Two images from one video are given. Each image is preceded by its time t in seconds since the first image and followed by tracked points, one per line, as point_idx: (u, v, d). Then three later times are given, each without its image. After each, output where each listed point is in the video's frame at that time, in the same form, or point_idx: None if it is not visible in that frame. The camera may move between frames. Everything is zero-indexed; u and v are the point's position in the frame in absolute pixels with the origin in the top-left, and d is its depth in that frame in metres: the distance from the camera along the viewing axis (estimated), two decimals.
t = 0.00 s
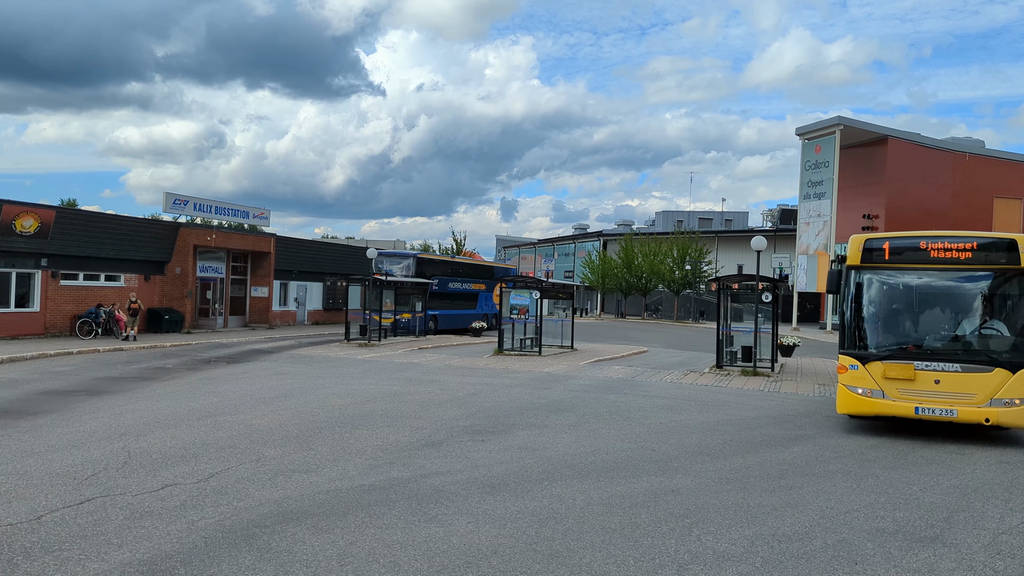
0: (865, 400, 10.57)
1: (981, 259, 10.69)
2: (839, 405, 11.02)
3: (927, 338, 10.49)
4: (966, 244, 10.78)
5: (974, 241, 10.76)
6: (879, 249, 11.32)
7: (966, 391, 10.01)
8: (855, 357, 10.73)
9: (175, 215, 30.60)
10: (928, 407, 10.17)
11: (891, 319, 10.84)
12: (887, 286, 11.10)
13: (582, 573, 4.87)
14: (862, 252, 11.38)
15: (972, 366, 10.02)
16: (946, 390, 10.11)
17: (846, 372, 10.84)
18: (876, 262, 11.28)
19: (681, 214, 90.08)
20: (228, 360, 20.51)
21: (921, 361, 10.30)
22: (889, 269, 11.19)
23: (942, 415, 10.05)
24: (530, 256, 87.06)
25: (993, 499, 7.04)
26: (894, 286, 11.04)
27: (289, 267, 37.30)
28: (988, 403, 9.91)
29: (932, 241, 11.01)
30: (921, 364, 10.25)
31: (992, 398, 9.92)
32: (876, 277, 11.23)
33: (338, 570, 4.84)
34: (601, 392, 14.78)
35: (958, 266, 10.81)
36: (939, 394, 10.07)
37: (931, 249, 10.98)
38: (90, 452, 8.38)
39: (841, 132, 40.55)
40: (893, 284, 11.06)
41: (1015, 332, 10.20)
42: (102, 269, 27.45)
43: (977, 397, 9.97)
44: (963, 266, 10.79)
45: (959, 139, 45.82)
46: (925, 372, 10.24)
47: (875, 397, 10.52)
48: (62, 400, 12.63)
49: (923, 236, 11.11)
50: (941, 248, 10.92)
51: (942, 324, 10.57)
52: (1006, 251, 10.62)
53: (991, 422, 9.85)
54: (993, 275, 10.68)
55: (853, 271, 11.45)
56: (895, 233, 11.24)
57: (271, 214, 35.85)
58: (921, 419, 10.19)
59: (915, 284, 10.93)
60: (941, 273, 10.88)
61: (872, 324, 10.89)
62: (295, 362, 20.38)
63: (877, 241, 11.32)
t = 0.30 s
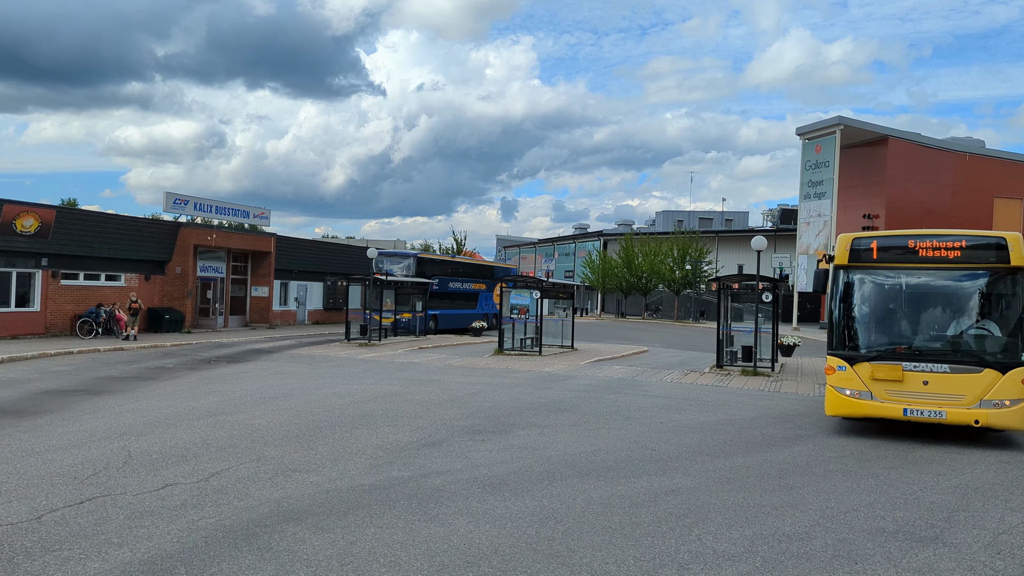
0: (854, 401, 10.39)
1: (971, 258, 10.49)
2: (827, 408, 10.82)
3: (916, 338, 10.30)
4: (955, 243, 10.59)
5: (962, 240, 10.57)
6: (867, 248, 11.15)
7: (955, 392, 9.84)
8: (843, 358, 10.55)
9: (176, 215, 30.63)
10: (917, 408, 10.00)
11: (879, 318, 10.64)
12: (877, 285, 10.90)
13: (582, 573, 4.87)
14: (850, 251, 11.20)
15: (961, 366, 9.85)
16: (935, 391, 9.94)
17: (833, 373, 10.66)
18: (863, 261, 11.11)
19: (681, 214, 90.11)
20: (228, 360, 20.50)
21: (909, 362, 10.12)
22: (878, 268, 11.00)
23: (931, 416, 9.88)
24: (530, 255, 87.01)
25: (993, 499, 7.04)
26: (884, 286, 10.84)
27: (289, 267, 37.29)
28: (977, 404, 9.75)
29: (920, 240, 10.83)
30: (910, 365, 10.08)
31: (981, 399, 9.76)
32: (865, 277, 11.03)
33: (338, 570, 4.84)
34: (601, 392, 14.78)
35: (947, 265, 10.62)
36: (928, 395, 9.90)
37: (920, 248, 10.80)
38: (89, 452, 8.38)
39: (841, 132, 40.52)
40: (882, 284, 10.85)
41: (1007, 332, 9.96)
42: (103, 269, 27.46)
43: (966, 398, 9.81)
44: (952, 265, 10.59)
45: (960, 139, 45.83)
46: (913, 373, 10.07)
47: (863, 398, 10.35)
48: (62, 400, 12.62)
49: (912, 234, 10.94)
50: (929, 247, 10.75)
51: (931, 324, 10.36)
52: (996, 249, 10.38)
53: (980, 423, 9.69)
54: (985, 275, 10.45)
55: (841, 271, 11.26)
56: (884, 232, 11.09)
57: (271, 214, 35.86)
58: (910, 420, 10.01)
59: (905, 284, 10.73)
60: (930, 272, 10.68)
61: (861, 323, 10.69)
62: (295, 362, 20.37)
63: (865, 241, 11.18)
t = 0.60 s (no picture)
0: (840, 403, 10.16)
1: (959, 256, 10.32)
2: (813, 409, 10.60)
3: (904, 339, 10.09)
4: (943, 242, 10.42)
5: (950, 238, 10.40)
6: (854, 246, 10.93)
7: (942, 393, 9.62)
8: (829, 359, 10.33)
9: (176, 215, 30.63)
10: (903, 409, 9.78)
11: (868, 319, 10.40)
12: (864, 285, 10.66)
13: (582, 573, 4.87)
14: (837, 249, 10.98)
15: (948, 366, 9.63)
16: (922, 392, 9.71)
17: (820, 374, 10.44)
18: (850, 260, 10.88)
19: (681, 214, 90.13)
20: (228, 360, 20.48)
21: (896, 362, 9.90)
22: (865, 268, 10.76)
23: (918, 418, 9.66)
24: (530, 255, 86.96)
25: (993, 499, 7.03)
26: (872, 286, 10.59)
27: (289, 267, 37.28)
28: (965, 405, 9.53)
29: (908, 238, 10.64)
30: (897, 365, 9.86)
31: (969, 400, 9.53)
32: (852, 276, 10.79)
33: (338, 570, 4.83)
34: (601, 392, 14.77)
35: (935, 264, 10.43)
36: (914, 396, 9.68)
37: (908, 247, 10.60)
38: (88, 452, 8.37)
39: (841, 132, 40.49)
40: (871, 284, 10.61)
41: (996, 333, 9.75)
42: (103, 269, 27.44)
43: (953, 400, 9.58)
44: (940, 264, 10.41)
45: (960, 139, 45.84)
46: (900, 374, 9.85)
47: (850, 399, 10.12)
48: (61, 400, 12.61)
49: (899, 234, 10.76)
50: (917, 245, 10.55)
51: (920, 325, 10.14)
52: (984, 248, 10.22)
53: (968, 424, 9.46)
54: (974, 274, 10.24)
55: (828, 270, 11.02)
56: (871, 231, 10.88)
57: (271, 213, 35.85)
58: (897, 422, 9.80)
59: (893, 284, 10.49)
60: (919, 272, 10.46)
61: (849, 324, 10.46)
62: (295, 362, 20.34)
63: (852, 239, 10.95)
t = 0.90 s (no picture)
0: (825, 404, 10.02)
1: (945, 256, 10.13)
2: (800, 410, 10.47)
3: (889, 340, 9.96)
4: (929, 240, 10.23)
5: (936, 237, 10.20)
6: (840, 245, 10.76)
7: (928, 394, 9.46)
8: (814, 359, 10.19)
9: (176, 215, 30.65)
10: (889, 411, 9.64)
11: (854, 319, 10.26)
12: (852, 285, 10.51)
13: (582, 572, 4.87)
14: (822, 248, 10.83)
15: (934, 367, 9.47)
16: (908, 393, 9.56)
17: (805, 375, 10.30)
18: (836, 259, 10.72)
19: (681, 215, 90.15)
20: (228, 360, 20.46)
21: (881, 362, 9.76)
22: (852, 267, 10.60)
23: (903, 420, 9.51)
24: (530, 256, 86.98)
25: (993, 499, 7.04)
26: (859, 286, 10.43)
27: (289, 267, 37.29)
28: (951, 406, 9.36)
29: (893, 236, 10.45)
30: (882, 366, 9.72)
31: (955, 402, 9.37)
32: (839, 275, 10.64)
33: (338, 570, 4.84)
34: (601, 392, 14.77)
35: (922, 263, 10.26)
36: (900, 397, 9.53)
37: (893, 245, 10.42)
38: (88, 452, 8.37)
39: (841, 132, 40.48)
40: (857, 283, 10.46)
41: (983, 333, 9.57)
42: (103, 269, 27.45)
43: (939, 401, 9.42)
44: (926, 263, 10.23)
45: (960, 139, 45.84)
46: (886, 374, 9.71)
47: (835, 401, 9.98)
48: (61, 400, 12.60)
49: (885, 232, 10.56)
50: (903, 244, 10.36)
51: (906, 325, 9.99)
52: (970, 247, 10.01)
53: (954, 426, 9.29)
54: (960, 273, 10.06)
55: (815, 270, 10.87)
56: (857, 229, 10.69)
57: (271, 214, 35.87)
58: (882, 423, 9.66)
59: (880, 283, 10.33)
60: (906, 271, 10.29)
61: (835, 324, 10.33)
62: (294, 362, 20.33)
63: (838, 238, 10.78)
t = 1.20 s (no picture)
0: (808, 405, 9.77)
1: (929, 254, 9.96)
2: (784, 411, 10.23)
3: (874, 339, 9.75)
4: (913, 238, 10.04)
5: (920, 234, 10.03)
6: (823, 244, 10.54)
7: (912, 394, 9.22)
8: (797, 360, 9.94)
9: (176, 214, 30.67)
10: (872, 412, 9.40)
11: (838, 319, 10.04)
12: (836, 283, 10.28)
13: (582, 573, 4.87)
14: (806, 248, 10.62)
15: (918, 368, 9.22)
16: (892, 394, 9.32)
17: (789, 375, 10.05)
18: (820, 258, 10.49)
19: (681, 214, 90.15)
20: (229, 360, 20.45)
21: (865, 362, 9.52)
22: (836, 266, 10.38)
23: (887, 421, 9.28)
24: (530, 255, 86.90)
25: (992, 499, 7.04)
26: (844, 286, 10.21)
27: (289, 267, 37.29)
28: (936, 407, 9.12)
29: (877, 234, 10.24)
30: (865, 366, 9.47)
31: (940, 402, 9.12)
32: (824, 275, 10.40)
33: (338, 570, 4.83)
34: (601, 392, 14.77)
35: (906, 261, 10.08)
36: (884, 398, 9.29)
37: (877, 244, 10.22)
38: (87, 452, 8.35)
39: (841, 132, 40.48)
40: (841, 282, 10.25)
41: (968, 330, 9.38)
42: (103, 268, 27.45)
43: (924, 402, 9.18)
44: (911, 261, 10.04)
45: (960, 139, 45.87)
46: (870, 375, 9.46)
47: (818, 401, 9.73)
48: (61, 400, 12.59)
49: (869, 229, 10.36)
50: (887, 243, 10.16)
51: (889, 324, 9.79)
52: (955, 245, 9.85)
53: (938, 428, 9.06)
54: (944, 272, 9.88)
55: (799, 268, 10.64)
56: (841, 227, 10.48)
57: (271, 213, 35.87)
58: (866, 425, 9.43)
59: (864, 282, 10.12)
60: (890, 270, 10.09)
61: (818, 324, 10.11)
62: (294, 362, 20.31)
63: (821, 236, 10.56)
